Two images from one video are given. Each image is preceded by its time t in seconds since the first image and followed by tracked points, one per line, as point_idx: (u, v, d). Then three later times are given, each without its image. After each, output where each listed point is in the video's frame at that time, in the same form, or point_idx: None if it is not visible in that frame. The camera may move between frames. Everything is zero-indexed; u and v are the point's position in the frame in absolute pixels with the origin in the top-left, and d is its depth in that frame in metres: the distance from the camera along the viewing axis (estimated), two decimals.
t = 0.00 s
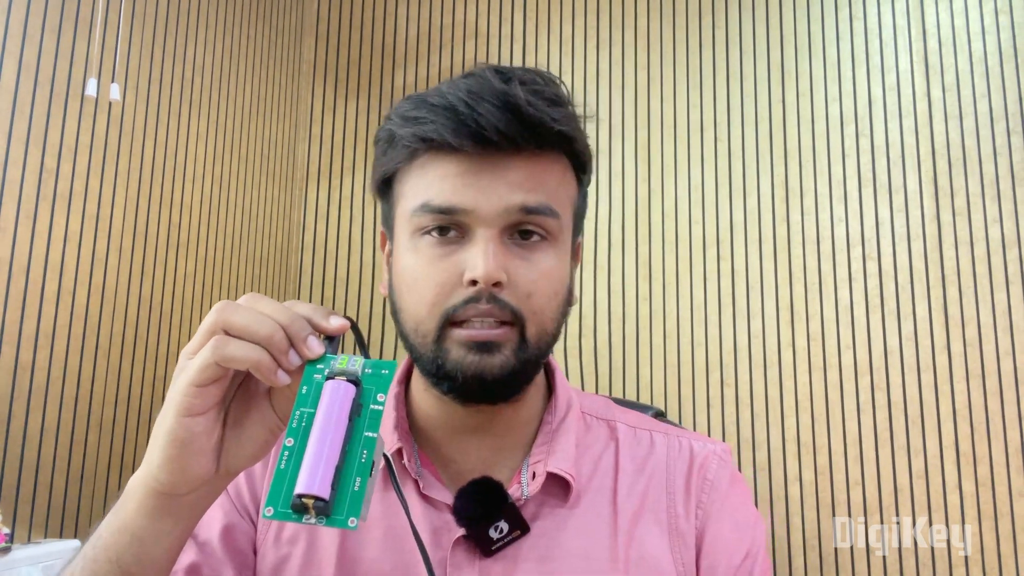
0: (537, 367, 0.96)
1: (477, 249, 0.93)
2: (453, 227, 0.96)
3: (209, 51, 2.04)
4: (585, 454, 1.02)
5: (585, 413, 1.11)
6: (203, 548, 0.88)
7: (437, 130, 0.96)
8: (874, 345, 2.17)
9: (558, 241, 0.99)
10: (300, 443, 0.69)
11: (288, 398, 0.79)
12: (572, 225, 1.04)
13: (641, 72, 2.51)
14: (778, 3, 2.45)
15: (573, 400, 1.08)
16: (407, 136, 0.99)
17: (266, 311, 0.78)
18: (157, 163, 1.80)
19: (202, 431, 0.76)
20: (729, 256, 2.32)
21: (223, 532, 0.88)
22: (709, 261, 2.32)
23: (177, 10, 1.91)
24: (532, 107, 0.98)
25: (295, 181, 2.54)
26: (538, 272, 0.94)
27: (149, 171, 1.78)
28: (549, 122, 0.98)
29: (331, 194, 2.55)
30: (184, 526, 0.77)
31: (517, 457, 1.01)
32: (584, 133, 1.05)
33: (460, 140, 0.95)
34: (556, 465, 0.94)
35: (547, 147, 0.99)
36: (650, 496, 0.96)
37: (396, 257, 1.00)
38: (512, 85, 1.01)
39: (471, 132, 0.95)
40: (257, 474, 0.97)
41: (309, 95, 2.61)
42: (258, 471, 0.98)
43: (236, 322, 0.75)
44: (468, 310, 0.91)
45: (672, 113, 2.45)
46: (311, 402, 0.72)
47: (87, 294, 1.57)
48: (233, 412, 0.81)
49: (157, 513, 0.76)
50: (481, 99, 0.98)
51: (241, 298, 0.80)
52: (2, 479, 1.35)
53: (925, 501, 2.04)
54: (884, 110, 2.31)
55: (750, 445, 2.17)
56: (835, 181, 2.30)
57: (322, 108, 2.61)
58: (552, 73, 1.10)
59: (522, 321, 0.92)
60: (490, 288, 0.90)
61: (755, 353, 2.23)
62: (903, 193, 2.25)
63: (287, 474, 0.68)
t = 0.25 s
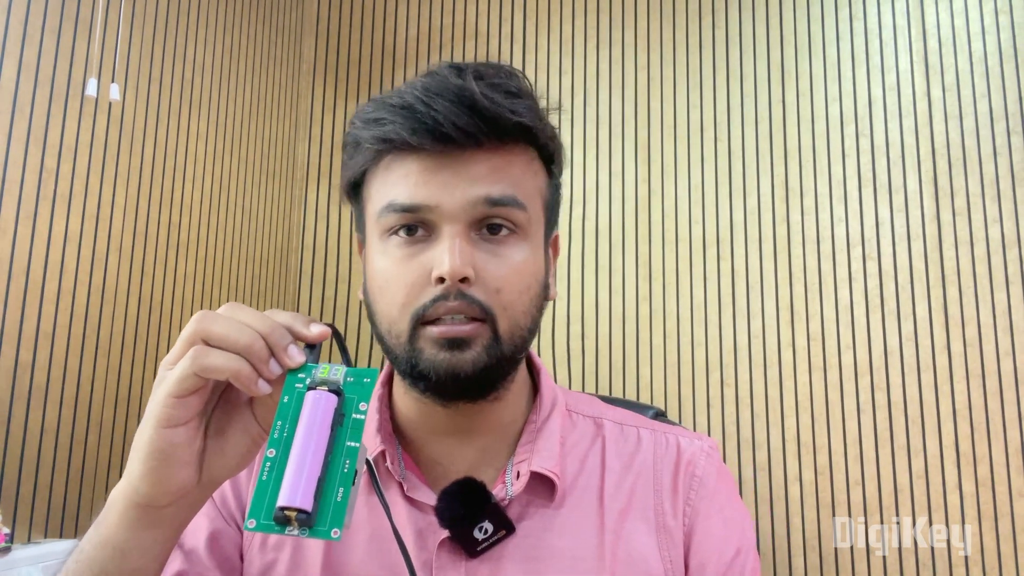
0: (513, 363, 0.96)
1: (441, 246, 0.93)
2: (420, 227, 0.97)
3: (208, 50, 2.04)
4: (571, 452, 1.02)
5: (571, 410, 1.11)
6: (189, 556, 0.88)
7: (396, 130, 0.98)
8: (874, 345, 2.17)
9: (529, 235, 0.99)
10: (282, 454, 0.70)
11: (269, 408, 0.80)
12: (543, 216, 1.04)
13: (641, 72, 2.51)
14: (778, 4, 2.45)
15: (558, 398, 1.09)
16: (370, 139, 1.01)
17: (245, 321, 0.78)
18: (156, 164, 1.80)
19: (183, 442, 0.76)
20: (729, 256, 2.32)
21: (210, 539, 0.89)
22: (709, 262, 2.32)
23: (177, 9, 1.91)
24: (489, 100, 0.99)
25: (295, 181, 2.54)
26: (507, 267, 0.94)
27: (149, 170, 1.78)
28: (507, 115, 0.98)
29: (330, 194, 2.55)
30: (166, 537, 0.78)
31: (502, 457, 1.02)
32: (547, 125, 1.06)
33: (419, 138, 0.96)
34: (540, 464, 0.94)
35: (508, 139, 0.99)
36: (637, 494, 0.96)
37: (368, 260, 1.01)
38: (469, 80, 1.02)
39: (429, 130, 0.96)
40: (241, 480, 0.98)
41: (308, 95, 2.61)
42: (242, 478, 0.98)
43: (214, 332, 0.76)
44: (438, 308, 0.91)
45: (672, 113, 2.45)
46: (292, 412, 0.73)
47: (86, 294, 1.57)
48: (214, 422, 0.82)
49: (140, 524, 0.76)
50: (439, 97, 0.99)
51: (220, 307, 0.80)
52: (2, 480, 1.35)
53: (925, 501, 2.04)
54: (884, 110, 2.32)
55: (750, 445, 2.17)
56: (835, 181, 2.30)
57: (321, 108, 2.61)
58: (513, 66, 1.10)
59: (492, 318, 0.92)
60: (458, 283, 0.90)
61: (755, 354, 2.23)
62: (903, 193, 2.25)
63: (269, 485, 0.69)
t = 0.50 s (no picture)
0: (502, 359, 0.95)
1: (427, 234, 0.94)
2: (406, 218, 0.97)
3: (208, 50, 2.04)
4: (563, 449, 1.02)
5: (564, 407, 1.11)
6: (182, 559, 0.88)
7: (380, 123, 0.98)
8: (874, 345, 2.17)
9: (514, 224, 0.99)
10: (266, 457, 0.70)
11: (256, 412, 0.80)
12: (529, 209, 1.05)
13: (641, 73, 2.51)
14: (778, 4, 2.45)
15: (550, 394, 1.09)
16: (355, 135, 1.02)
17: (230, 325, 0.79)
18: (156, 164, 1.80)
19: (169, 447, 0.77)
20: (729, 256, 2.32)
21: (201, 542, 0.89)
22: (709, 263, 2.32)
23: (177, 9, 1.91)
24: (471, 90, 0.99)
25: (295, 181, 2.54)
26: (493, 256, 0.94)
27: (150, 171, 1.78)
28: (489, 103, 0.99)
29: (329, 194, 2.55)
30: (155, 542, 0.78)
31: (495, 454, 1.02)
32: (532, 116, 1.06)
33: (402, 129, 0.97)
34: (530, 462, 0.94)
35: (492, 128, 0.99)
36: (630, 491, 0.96)
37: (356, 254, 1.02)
38: (452, 73, 1.03)
39: (412, 120, 0.97)
40: (233, 483, 0.98)
41: (308, 96, 2.61)
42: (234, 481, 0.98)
43: (199, 336, 0.76)
44: (423, 296, 0.91)
45: (672, 114, 2.45)
46: (277, 415, 0.73)
47: (86, 294, 1.57)
48: (201, 427, 0.82)
49: (128, 529, 0.77)
50: (422, 90, 1.00)
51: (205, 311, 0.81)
52: (2, 480, 1.35)
53: (924, 502, 2.04)
54: (884, 110, 2.32)
55: (750, 445, 2.16)
56: (835, 181, 2.30)
57: (321, 107, 2.61)
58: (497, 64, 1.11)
59: (478, 311, 0.91)
60: (442, 270, 0.90)
61: (754, 354, 2.23)
62: (903, 193, 2.25)
63: (252, 489, 0.68)
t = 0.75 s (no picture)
0: (496, 360, 0.96)
1: (418, 234, 0.94)
2: (398, 219, 0.97)
3: (209, 49, 2.04)
4: (560, 447, 1.02)
5: (560, 405, 1.11)
6: (177, 560, 0.89)
7: (370, 123, 0.99)
8: (874, 345, 2.17)
9: (506, 224, 0.99)
10: (264, 455, 0.70)
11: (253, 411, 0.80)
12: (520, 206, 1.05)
13: (641, 73, 2.51)
14: (778, 5, 2.45)
15: (547, 391, 1.09)
16: (346, 135, 1.02)
17: (227, 322, 0.79)
18: (156, 164, 1.80)
19: (167, 446, 0.77)
20: (729, 256, 2.32)
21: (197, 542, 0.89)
22: (709, 263, 2.32)
23: (177, 9, 1.91)
24: (460, 90, 1.00)
25: (295, 180, 2.54)
26: (484, 255, 0.94)
27: (150, 170, 1.78)
28: (478, 103, 0.99)
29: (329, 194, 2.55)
30: (153, 542, 0.78)
31: (491, 451, 1.02)
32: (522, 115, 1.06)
33: (392, 129, 0.97)
34: (527, 457, 0.95)
35: (482, 128, 1.00)
36: (628, 488, 0.96)
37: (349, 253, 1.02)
38: (441, 73, 1.03)
39: (402, 120, 0.97)
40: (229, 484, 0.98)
41: (308, 96, 2.61)
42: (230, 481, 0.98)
43: (197, 334, 0.76)
44: (414, 296, 0.91)
45: (672, 114, 2.45)
46: (275, 412, 0.73)
47: (86, 294, 1.57)
48: (198, 426, 0.82)
49: (125, 529, 0.77)
50: (411, 89, 1.01)
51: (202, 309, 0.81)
52: (2, 479, 1.34)
53: (924, 502, 2.04)
54: (884, 110, 2.32)
55: (750, 445, 2.16)
56: (835, 181, 2.30)
57: (320, 108, 2.61)
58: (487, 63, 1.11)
59: (470, 312, 0.92)
60: (434, 270, 0.90)
61: (754, 355, 2.23)
62: (903, 193, 2.25)
63: (249, 486, 0.68)
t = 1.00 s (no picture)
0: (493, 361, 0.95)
1: (408, 243, 0.93)
2: (390, 226, 0.97)
3: (208, 48, 2.04)
4: (565, 451, 1.02)
5: (564, 409, 1.11)
6: (177, 564, 0.89)
7: (358, 131, 0.99)
8: (874, 345, 2.17)
9: (500, 230, 0.99)
10: (253, 469, 0.70)
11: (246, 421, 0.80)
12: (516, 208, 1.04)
13: (641, 73, 2.51)
14: (778, 5, 2.45)
15: (551, 395, 1.09)
16: (336, 142, 1.03)
17: (219, 333, 0.79)
18: (156, 164, 1.80)
19: (158, 456, 0.77)
20: (728, 257, 2.32)
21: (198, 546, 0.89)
22: (709, 264, 2.32)
23: (177, 9, 1.91)
24: (446, 95, 0.99)
25: (295, 180, 2.54)
26: (477, 263, 0.94)
27: (150, 170, 1.78)
28: (465, 107, 0.98)
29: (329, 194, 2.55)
30: (146, 552, 0.78)
31: (493, 456, 1.02)
32: (514, 117, 1.05)
33: (380, 137, 0.97)
34: (532, 462, 0.95)
35: (470, 132, 0.99)
36: (633, 493, 0.96)
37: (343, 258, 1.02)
38: (428, 76, 1.02)
39: (388, 128, 0.97)
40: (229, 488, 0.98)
41: (308, 96, 2.61)
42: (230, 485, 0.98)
43: (188, 345, 0.76)
44: (404, 307, 0.90)
45: (672, 114, 2.45)
46: (265, 426, 0.73)
47: (86, 293, 1.57)
48: (191, 436, 0.82)
49: (117, 540, 0.77)
50: (398, 95, 1.00)
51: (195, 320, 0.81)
52: (2, 480, 1.34)
53: (924, 501, 2.04)
54: (884, 110, 2.32)
55: (750, 445, 2.16)
56: (835, 181, 2.30)
57: (320, 107, 2.60)
58: (479, 62, 1.10)
59: (462, 315, 0.91)
60: (422, 280, 0.90)
61: (754, 355, 2.23)
62: (903, 193, 2.25)
63: (237, 501, 0.68)
